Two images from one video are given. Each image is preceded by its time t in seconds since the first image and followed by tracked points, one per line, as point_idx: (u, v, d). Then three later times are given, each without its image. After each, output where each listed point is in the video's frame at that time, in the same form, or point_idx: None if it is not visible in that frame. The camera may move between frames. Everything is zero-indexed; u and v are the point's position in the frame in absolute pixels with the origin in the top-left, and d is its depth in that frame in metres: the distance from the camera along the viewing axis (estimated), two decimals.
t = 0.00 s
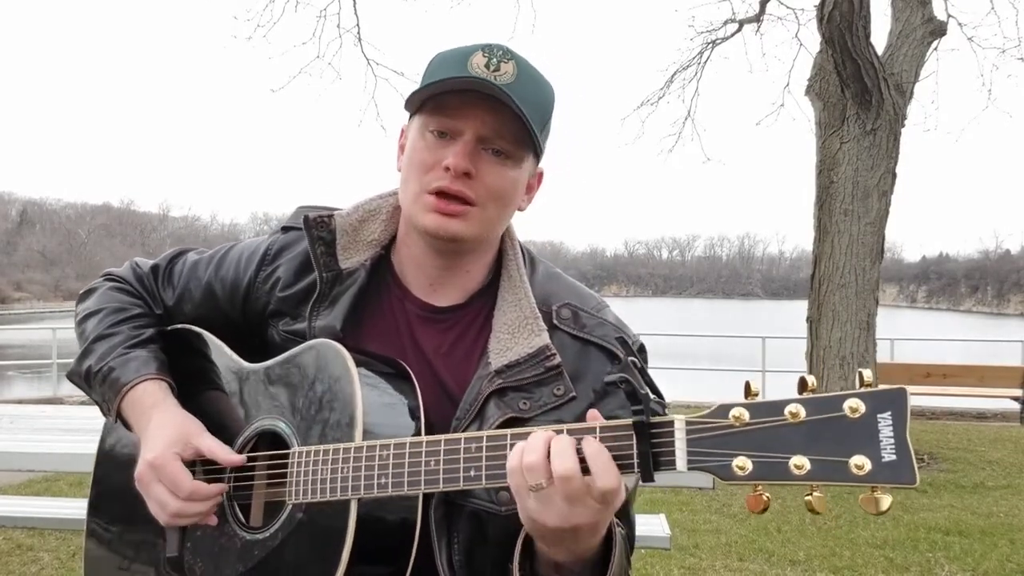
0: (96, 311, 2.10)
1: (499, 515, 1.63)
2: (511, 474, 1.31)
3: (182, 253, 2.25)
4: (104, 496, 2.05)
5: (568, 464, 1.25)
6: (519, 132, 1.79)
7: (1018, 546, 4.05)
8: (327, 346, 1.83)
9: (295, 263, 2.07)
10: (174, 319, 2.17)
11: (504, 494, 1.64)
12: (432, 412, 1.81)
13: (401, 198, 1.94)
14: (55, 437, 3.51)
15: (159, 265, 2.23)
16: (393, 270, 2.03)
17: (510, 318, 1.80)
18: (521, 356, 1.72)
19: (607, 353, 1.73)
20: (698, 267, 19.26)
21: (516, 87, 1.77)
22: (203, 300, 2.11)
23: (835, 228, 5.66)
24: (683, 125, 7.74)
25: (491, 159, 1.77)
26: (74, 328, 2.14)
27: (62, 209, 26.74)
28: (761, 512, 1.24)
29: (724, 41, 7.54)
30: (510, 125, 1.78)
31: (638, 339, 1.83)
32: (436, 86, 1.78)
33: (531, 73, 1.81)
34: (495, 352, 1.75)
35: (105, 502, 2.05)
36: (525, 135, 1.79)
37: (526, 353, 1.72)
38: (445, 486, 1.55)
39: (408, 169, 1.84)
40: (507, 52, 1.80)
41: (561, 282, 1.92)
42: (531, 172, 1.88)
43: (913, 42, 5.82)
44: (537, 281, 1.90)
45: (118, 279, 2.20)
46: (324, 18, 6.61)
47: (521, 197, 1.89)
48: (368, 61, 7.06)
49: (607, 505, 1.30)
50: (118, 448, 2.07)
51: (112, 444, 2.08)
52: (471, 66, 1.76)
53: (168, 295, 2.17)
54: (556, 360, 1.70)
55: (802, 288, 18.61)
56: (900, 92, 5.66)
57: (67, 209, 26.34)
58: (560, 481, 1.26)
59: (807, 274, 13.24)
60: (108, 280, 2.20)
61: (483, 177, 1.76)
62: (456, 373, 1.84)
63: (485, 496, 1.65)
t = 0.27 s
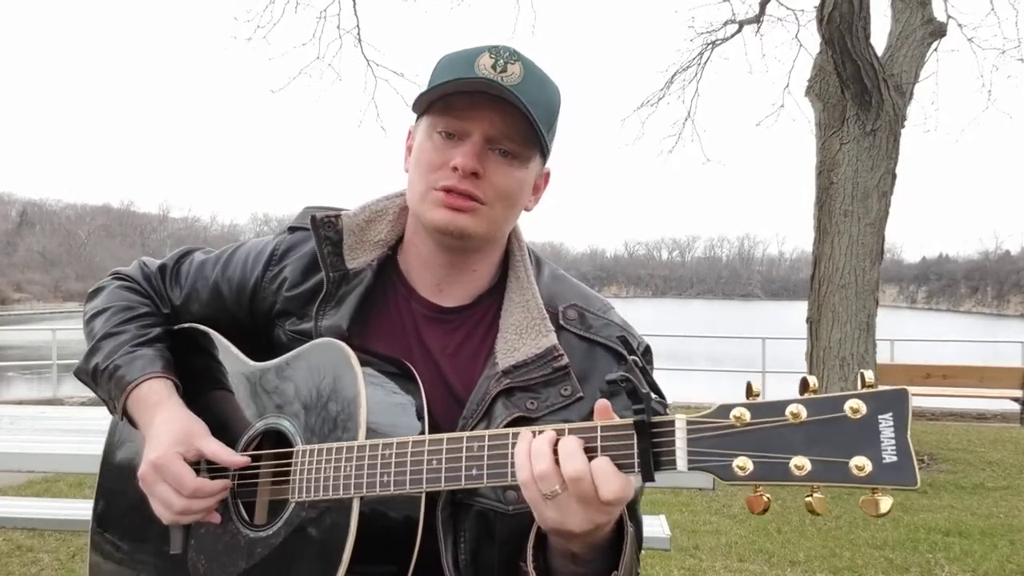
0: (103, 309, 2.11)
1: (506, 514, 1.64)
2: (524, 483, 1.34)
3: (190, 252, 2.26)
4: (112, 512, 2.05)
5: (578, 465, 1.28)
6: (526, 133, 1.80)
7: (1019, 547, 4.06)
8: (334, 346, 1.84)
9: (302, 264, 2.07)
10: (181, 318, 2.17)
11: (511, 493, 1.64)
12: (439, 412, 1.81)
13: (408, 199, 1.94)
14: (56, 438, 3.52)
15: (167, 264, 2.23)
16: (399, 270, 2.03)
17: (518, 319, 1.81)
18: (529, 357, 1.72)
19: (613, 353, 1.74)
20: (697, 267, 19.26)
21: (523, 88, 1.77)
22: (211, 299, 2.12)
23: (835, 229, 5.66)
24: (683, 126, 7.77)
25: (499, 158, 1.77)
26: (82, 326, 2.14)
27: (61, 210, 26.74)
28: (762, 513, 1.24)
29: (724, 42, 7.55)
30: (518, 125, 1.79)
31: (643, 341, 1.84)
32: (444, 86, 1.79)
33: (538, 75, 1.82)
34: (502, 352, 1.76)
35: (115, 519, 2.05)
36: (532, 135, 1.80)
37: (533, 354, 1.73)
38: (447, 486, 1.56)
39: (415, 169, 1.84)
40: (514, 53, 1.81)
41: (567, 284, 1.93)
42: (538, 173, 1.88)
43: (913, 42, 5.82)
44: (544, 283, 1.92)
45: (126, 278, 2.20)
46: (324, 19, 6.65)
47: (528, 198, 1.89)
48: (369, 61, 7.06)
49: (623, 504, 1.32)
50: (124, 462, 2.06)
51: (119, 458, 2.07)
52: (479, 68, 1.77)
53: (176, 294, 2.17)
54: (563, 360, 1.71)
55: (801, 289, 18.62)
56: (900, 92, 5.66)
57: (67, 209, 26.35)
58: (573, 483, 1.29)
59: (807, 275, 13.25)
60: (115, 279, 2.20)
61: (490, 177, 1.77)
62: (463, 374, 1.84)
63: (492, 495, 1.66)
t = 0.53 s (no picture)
0: (106, 305, 2.11)
1: (508, 518, 1.64)
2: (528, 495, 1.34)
3: (193, 249, 2.26)
4: (110, 513, 2.05)
5: (581, 477, 1.29)
6: (534, 134, 1.80)
7: (1018, 547, 4.06)
8: (337, 347, 1.84)
9: (306, 263, 2.07)
10: (184, 315, 2.17)
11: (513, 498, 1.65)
12: (442, 413, 1.82)
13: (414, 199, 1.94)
14: (56, 438, 3.52)
15: (170, 260, 2.23)
16: (403, 270, 2.03)
17: (522, 321, 1.81)
18: (533, 360, 1.73)
19: (618, 358, 1.74)
20: (697, 267, 19.26)
21: (531, 89, 1.77)
22: (214, 297, 2.12)
23: (835, 229, 5.67)
24: (682, 126, 7.77)
25: (507, 159, 1.78)
26: (85, 322, 2.14)
27: (61, 210, 26.75)
28: (767, 530, 1.24)
29: (724, 41, 7.55)
30: (527, 126, 1.79)
31: (649, 346, 1.83)
32: (452, 87, 1.79)
33: (547, 76, 1.82)
34: (506, 355, 1.76)
35: (112, 519, 2.04)
36: (541, 136, 1.80)
37: (537, 358, 1.73)
38: (449, 493, 1.56)
39: (422, 169, 1.84)
40: (523, 54, 1.81)
41: (572, 287, 1.94)
42: (546, 174, 1.88)
43: (913, 42, 5.83)
44: (549, 286, 1.92)
45: (130, 274, 2.20)
46: (323, 18, 6.64)
47: (535, 200, 1.90)
48: (369, 61, 7.08)
49: (624, 517, 1.32)
50: (122, 464, 2.06)
51: (117, 458, 2.07)
52: (487, 68, 1.77)
53: (179, 291, 2.18)
54: (567, 364, 1.72)
55: (801, 288, 18.63)
56: (900, 92, 5.66)
57: (67, 209, 26.36)
58: (575, 495, 1.30)
59: (807, 274, 13.26)
60: (119, 275, 2.21)
61: (498, 178, 1.77)
62: (466, 376, 1.85)
63: (493, 500, 1.66)
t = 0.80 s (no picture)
0: (107, 304, 2.11)
1: (508, 521, 1.65)
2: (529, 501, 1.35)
3: (193, 247, 2.26)
4: (110, 509, 2.05)
5: (581, 484, 1.30)
6: (537, 135, 1.80)
7: (1018, 546, 4.06)
8: (336, 349, 1.84)
9: (307, 263, 2.08)
10: (185, 314, 2.17)
11: (514, 501, 1.66)
12: (443, 415, 1.82)
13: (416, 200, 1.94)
14: (56, 437, 3.52)
15: (171, 259, 2.23)
16: (404, 269, 2.04)
17: (524, 323, 1.81)
18: (535, 362, 1.73)
19: (620, 361, 1.74)
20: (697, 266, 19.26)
21: (534, 89, 1.78)
22: (215, 297, 2.12)
23: (835, 228, 5.67)
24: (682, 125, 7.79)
25: (510, 160, 1.78)
26: (86, 320, 2.15)
27: (61, 210, 26.76)
28: (768, 538, 1.25)
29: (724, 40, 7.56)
30: (530, 127, 1.80)
31: (651, 348, 1.84)
32: (455, 88, 1.80)
33: (550, 76, 1.82)
34: (508, 357, 1.76)
35: (111, 516, 2.05)
36: (543, 137, 1.80)
37: (538, 360, 1.73)
38: (450, 497, 1.57)
39: (425, 170, 1.84)
40: (526, 54, 1.82)
41: (574, 288, 1.94)
42: (548, 175, 1.89)
43: (913, 42, 5.83)
44: (550, 287, 1.92)
45: (130, 273, 2.20)
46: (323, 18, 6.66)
47: (537, 201, 1.90)
48: (368, 61, 7.11)
49: (624, 523, 1.33)
50: (123, 461, 2.06)
51: (117, 455, 2.08)
52: (490, 69, 1.78)
53: (180, 290, 2.18)
54: (569, 367, 1.72)
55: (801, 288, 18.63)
56: (900, 92, 5.67)
57: (67, 209, 26.36)
58: (575, 501, 1.30)
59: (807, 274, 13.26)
60: (120, 273, 2.21)
61: (501, 179, 1.77)
62: (468, 376, 1.85)
63: (494, 503, 1.67)
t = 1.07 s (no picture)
0: (107, 303, 2.11)
1: (508, 522, 1.65)
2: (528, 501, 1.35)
3: (193, 247, 2.26)
4: (110, 507, 2.05)
5: (579, 484, 1.30)
6: (537, 135, 1.80)
7: (1018, 546, 4.06)
8: (336, 349, 1.84)
9: (307, 262, 2.07)
10: (185, 314, 2.17)
11: (514, 502, 1.66)
12: (442, 415, 1.82)
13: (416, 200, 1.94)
14: (56, 437, 3.52)
15: (170, 259, 2.23)
16: (403, 269, 2.04)
17: (524, 323, 1.81)
18: (534, 362, 1.73)
19: (619, 361, 1.75)
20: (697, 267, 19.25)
21: (534, 89, 1.78)
22: (215, 296, 2.12)
23: (835, 229, 5.67)
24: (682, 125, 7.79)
25: (510, 160, 1.78)
26: (86, 320, 2.14)
27: (61, 210, 26.78)
28: (768, 538, 1.25)
29: (724, 41, 7.56)
30: (530, 127, 1.80)
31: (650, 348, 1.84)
32: (455, 87, 1.80)
33: (550, 75, 1.83)
34: (507, 356, 1.76)
35: (111, 514, 2.05)
36: (544, 137, 1.81)
37: (538, 360, 1.73)
38: (449, 497, 1.57)
39: (425, 170, 1.84)
40: (526, 54, 1.82)
41: (574, 288, 1.94)
42: (548, 175, 1.89)
43: (913, 42, 5.83)
44: (550, 286, 1.92)
45: (130, 272, 2.20)
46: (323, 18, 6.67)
47: (537, 200, 1.90)
48: (369, 62, 7.11)
49: (623, 524, 1.33)
50: (124, 459, 2.06)
51: (118, 453, 2.08)
52: (490, 68, 1.78)
53: (179, 290, 2.18)
54: (569, 367, 1.72)
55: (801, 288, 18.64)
56: (900, 92, 5.66)
57: (67, 209, 26.36)
58: (574, 501, 1.30)
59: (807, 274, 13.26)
60: (119, 273, 2.21)
61: (501, 179, 1.77)
62: (467, 376, 1.85)
63: (493, 503, 1.67)
